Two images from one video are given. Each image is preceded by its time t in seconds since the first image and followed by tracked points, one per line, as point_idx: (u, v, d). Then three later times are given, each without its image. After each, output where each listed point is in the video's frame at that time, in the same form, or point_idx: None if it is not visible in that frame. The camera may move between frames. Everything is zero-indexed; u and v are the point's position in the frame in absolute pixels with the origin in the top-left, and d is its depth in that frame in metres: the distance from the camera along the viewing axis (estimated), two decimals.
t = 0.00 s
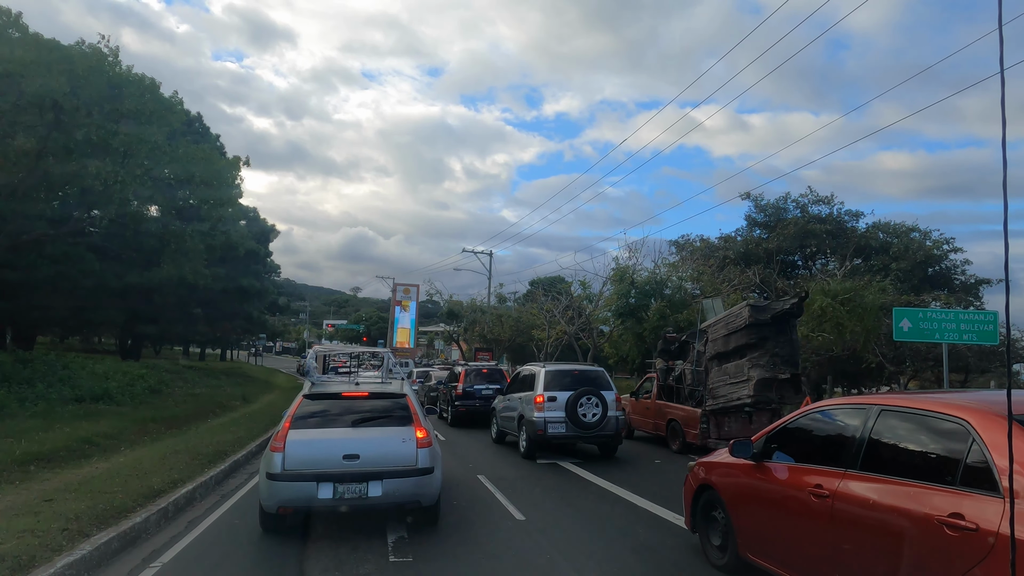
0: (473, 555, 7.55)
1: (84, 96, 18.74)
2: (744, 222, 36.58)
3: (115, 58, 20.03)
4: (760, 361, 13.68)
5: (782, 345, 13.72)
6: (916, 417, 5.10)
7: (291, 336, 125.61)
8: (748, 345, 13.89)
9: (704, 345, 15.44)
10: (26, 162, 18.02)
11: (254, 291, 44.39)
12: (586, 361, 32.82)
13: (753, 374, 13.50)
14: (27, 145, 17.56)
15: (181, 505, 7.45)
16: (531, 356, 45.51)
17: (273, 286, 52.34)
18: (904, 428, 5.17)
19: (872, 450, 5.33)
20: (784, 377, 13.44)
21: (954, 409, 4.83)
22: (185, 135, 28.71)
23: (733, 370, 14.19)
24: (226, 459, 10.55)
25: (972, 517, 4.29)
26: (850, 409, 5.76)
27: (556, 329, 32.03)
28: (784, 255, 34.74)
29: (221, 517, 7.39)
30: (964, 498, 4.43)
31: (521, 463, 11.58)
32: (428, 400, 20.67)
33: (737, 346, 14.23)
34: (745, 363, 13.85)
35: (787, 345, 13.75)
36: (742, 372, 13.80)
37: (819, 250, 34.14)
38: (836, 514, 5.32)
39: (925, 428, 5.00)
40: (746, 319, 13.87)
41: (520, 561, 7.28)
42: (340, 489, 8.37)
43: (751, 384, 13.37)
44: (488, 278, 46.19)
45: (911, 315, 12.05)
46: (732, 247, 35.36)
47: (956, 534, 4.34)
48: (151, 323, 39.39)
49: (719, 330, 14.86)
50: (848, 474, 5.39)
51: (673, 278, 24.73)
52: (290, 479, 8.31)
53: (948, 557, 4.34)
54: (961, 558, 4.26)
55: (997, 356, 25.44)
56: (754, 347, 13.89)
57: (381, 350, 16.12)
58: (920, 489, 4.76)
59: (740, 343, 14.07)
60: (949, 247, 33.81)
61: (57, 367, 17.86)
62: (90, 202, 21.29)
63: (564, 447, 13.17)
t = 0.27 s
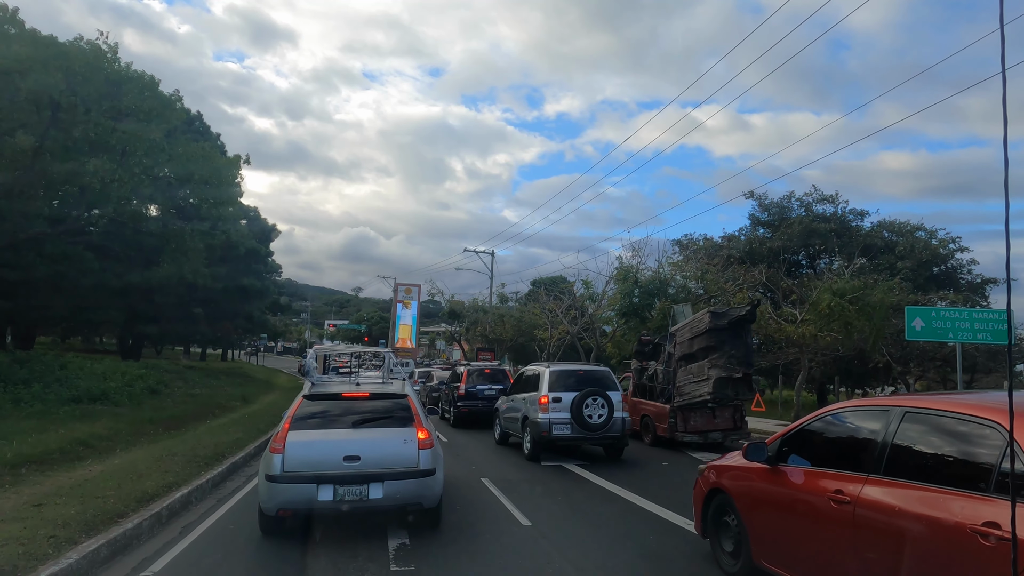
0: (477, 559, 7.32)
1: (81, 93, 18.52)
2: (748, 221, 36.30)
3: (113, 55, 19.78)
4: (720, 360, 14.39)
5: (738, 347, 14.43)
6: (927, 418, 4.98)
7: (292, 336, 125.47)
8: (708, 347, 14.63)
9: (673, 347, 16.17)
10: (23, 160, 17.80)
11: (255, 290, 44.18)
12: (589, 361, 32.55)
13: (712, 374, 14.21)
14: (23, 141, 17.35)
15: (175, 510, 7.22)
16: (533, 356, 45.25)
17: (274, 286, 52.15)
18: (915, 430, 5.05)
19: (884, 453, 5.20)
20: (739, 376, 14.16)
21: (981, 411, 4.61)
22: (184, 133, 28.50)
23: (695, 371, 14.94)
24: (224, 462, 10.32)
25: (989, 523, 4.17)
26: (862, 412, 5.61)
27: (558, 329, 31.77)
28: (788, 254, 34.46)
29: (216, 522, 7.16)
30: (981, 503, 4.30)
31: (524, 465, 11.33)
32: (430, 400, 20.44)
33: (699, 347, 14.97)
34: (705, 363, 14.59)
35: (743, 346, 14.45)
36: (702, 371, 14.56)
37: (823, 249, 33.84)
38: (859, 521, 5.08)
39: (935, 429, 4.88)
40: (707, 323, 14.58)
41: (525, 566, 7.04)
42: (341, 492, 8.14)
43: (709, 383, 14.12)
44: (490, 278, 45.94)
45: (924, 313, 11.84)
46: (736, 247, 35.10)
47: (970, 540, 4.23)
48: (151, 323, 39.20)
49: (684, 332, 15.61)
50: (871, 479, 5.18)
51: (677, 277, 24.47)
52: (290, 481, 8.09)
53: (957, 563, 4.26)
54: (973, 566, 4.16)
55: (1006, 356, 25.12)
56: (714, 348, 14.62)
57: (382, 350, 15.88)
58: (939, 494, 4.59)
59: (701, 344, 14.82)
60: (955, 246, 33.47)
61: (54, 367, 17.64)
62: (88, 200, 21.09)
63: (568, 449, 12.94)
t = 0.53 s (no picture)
0: (480, 564, 7.09)
1: (77, 88, 18.28)
2: (752, 220, 36.06)
3: (110, 50, 19.55)
4: (686, 361, 16.99)
5: (702, 350, 17.13)
6: (937, 418, 4.85)
7: (294, 336, 125.40)
8: (678, 348, 17.32)
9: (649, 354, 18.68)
10: (19, 156, 17.62)
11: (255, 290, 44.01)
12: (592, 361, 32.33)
13: (679, 371, 16.70)
14: (18, 137, 17.13)
15: (168, 515, 6.99)
16: (535, 356, 45.02)
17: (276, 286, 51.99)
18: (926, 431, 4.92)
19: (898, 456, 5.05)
20: (701, 374, 16.74)
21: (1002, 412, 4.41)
22: (186, 132, 28.36)
23: (666, 371, 17.36)
24: (221, 463, 10.10)
25: (998, 527, 4.05)
26: (876, 414, 5.45)
27: (560, 329, 31.57)
28: (793, 253, 34.20)
29: (211, 527, 6.93)
30: (998, 507, 4.14)
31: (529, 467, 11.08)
32: (432, 400, 20.22)
33: (669, 349, 17.61)
34: (675, 364, 17.13)
35: (705, 349, 17.21)
36: (671, 371, 17.06)
37: (828, 248, 33.57)
38: (878, 527, 4.86)
39: (946, 430, 4.74)
40: (676, 328, 17.35)
41: (530, 572, 6.79)
42: (340, 494, 7.90)
43: (677, 379, 16.51)
44: (491, 277, 45.74)
45: (937, 312, 11.61)
46: (739, 246, 34.86)
47: (982, 545, 4.09)
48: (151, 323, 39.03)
49: (657, 340, 18.25)
50: (898, 486, 4.88)
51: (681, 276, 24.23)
52: (289, 483, 7.86)
53: (959, 565, 4.20)
54: (975, 568, 4.10)
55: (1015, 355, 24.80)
56: (682, 350, 17.28)
57: (383, 350, 15.65)
58: (959, 499, 4.39)
59: (672, 346, 17.41)
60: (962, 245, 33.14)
61: (50, 367, 17.41)
62: (86, 199, 20.87)
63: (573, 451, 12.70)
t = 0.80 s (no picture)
0: (484, 570, 6.84)
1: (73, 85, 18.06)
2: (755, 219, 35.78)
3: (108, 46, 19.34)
4: (659, 361, 18.17)
5: (673, 352, 18.26)
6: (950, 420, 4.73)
7: (295, 336, 125.15)
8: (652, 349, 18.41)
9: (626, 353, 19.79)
10: (15, 153, 17.41)
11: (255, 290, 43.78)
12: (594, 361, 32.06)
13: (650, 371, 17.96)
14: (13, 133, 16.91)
15: (160, 521, 6.73)
16: (537, 356, 44.71)
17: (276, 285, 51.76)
18: (938, 435, 4.80)
19: (912, 459, 4.92)
20: (672, 373, 17.97)
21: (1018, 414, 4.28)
22: (186, 130, 28.16)
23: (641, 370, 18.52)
24: (218, 466, 9.86)
25: (1001, 529, 3.98)
26: (890, 417, 5.30)
27: (563, 329, 31.30)
28: (797, 252, 33.90)
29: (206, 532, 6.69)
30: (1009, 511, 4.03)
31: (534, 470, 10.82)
32: (433, 401, 19.97)
33: (643, 350, 18.71)
34: (648, 364, 18.37)
35: (675, 351, 18.33)
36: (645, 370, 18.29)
37: (832, 246, 33.28)
38: (887, 531, 4.75)
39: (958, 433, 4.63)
40: (649, 330, 18.55)
41: None
42: (340, 497, 7.66)
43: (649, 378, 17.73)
44: (493, 277, 45.48)
45: (951, 311, 11.37)
46: (743, 245, 34.58)
47: (991, 549, 3.98)
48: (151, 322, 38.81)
49: (634, 341, 19.40)
50: (930, 493, 4.58)
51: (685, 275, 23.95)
52: (287, 485, 7.61)
53: (956, 565, 4.16)
54: (972, 568, 4.06)
55: None
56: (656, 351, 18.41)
57: (384, 350, 15.39)
58: (974, 503, 4.26)
59: (646, 348, 18.54)
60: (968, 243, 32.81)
61: (47, 367, 17.17)
62: (83, 197, 20.65)
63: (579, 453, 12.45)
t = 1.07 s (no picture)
0: None
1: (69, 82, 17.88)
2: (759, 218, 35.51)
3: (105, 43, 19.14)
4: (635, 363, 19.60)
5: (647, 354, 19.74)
6: (965, 423, 4.62)
7: (296, 336, 124.93)
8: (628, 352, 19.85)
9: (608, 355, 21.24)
10: (11, 151, 17.20)
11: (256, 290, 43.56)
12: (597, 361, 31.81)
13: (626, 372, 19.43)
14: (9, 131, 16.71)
15: (152, 527, 6.48)
16: (539, 356, 44.41)
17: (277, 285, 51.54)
18: (953, 438, 4.70)
19: (936, 464, 4.72)
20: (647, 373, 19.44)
21: None
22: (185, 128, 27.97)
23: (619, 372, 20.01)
24: (215, 469, 9.61)
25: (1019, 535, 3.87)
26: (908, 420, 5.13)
27: (565, 328, 31.05)
28: (801, 251, 33.63)
29: (199, 538, 6.46)
30: None
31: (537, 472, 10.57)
32: (435, 402, 19.72)
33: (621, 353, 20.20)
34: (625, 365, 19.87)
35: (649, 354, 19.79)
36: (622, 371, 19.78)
37: (837, 245, 33.00)
38: (902, 537, 4.63)
39: (973, 437, 4.53)
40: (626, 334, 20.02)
41: None
42: (340, 501, 7.41)
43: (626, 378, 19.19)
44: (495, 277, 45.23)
45: (966, 309, 11.12)
46: (746, 244, 34.31)
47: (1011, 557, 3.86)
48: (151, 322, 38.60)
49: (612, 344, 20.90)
50: (966, 502, 4.32)
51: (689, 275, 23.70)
52: (285, 489, 7.38)
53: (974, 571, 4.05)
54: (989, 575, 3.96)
55: None
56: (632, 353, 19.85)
57: (386, 349, 15.14)
58: (992, 510, 4.14)
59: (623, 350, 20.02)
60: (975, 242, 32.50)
61: (43, 367, 16.96)
62: (80, 197, 20.43)
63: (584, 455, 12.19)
